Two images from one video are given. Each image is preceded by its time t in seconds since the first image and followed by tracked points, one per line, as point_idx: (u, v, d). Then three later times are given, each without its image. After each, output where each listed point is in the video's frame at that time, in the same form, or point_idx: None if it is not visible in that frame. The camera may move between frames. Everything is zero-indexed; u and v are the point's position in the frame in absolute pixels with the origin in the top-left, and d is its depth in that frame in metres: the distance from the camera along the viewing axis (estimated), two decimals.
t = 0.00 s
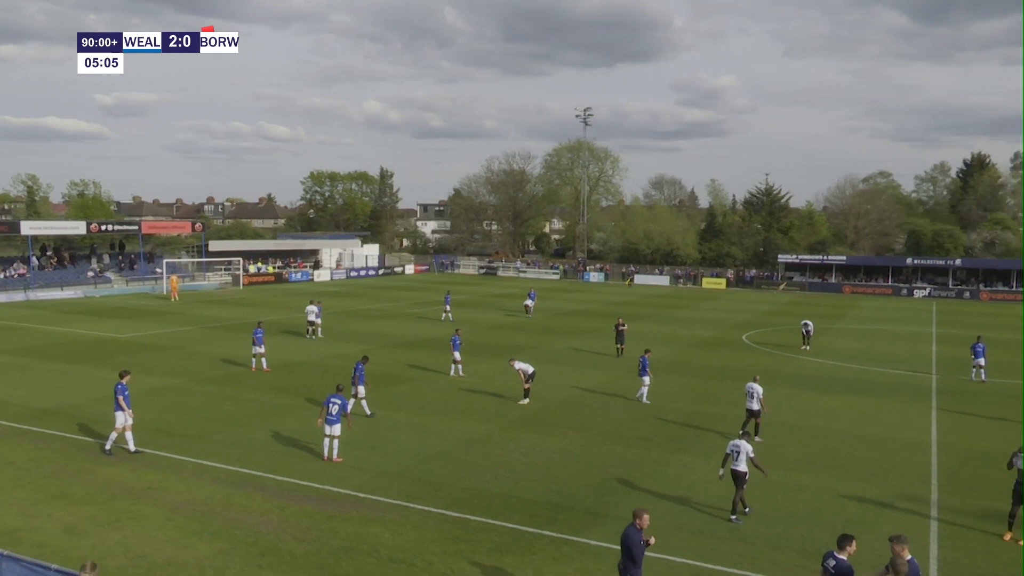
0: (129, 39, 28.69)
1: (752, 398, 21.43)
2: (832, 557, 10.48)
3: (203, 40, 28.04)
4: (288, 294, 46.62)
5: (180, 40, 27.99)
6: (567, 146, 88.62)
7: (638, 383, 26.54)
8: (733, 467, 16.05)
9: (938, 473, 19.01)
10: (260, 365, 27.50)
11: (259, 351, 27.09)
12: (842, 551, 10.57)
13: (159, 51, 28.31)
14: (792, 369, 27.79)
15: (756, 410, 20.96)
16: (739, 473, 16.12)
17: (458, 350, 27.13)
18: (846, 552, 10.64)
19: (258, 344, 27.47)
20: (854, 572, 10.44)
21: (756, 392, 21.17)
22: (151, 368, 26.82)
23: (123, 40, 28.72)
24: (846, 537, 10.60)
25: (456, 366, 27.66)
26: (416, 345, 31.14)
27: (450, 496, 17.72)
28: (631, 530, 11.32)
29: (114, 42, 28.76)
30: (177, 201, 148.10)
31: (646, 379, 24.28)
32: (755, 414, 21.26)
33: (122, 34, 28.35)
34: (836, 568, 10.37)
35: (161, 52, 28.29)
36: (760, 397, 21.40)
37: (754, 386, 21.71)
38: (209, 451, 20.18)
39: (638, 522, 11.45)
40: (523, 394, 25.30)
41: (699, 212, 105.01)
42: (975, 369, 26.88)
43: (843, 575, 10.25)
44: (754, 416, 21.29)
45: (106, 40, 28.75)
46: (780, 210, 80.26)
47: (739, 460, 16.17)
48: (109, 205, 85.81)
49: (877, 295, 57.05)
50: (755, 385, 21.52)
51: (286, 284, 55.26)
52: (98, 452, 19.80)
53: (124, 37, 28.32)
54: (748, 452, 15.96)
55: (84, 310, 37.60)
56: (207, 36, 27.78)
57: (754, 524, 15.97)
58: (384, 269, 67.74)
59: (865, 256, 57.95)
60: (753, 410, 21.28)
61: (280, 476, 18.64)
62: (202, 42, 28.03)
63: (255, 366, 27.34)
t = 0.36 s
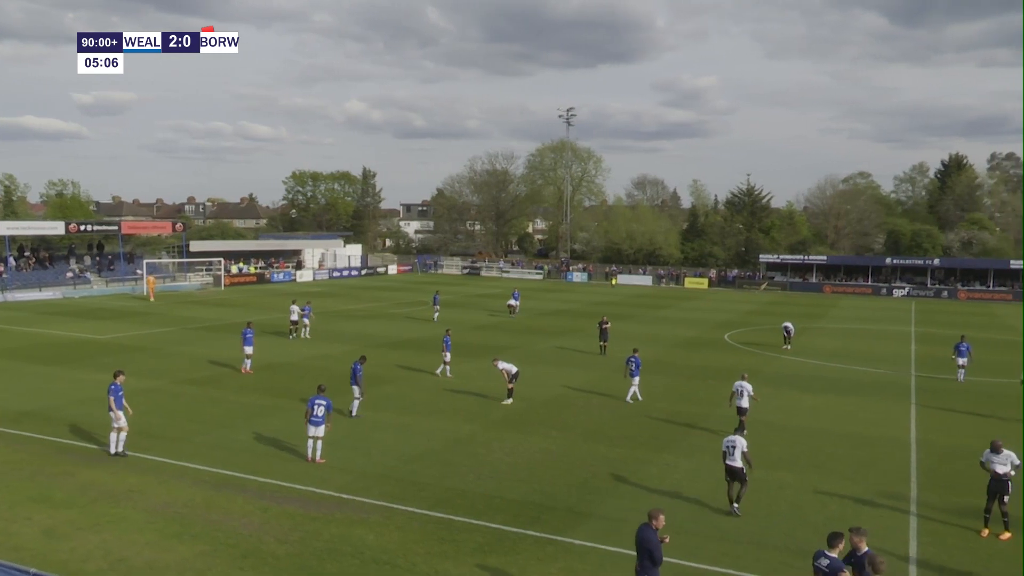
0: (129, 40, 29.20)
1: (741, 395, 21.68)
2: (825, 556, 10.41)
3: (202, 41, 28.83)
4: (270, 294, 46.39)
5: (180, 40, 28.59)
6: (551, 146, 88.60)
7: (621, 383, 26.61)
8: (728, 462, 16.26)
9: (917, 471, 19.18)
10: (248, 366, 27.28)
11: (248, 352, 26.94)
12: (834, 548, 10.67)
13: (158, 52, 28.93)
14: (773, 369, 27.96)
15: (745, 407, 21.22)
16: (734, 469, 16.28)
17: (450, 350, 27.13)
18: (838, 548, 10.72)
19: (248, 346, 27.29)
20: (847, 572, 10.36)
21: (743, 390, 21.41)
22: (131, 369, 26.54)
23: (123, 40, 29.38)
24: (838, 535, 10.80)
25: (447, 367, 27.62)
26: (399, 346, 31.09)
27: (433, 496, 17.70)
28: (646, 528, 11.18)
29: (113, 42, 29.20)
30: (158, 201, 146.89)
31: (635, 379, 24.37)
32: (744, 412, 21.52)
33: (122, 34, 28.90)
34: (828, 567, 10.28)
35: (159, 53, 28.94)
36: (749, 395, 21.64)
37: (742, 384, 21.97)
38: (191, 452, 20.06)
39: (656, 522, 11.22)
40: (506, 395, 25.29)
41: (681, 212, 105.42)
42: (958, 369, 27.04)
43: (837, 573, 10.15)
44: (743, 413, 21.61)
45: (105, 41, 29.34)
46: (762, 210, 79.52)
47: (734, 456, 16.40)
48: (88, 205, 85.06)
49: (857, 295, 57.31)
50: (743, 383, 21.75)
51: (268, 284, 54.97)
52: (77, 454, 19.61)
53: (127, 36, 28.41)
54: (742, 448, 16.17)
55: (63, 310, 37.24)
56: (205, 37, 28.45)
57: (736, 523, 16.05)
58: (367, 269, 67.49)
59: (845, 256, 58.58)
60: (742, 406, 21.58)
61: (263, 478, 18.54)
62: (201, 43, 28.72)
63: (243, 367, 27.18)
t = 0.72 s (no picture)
0: (132, 41, 28.87)
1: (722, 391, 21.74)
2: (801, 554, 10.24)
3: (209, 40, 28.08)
4: (245, 295, 46.02)
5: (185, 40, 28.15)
6: (528, 146, 88.70)
7: (598, 382, 26.68)
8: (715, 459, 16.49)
9: (889, 468, 19.38)
10: (231, 369, 27.03)
11: (230, 355, 26.71)
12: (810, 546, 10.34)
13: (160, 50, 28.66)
14: (749, 368, 28.17)
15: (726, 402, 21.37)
16: (720, 466, 16.47)
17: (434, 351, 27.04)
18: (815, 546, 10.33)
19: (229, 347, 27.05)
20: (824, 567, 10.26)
21: (725, 385, 21.53)
22: (103, 372, 26.18)
23: (123, 40, 28.88)
24: (812, 530, 10.51)
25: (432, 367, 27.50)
26: (377, 346, 30.97)
27: (410, 497, 17.65)
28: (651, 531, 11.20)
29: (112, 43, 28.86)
30: (130, 201, 144.98)
31: (619, 377, 24.39)
32: (726, 407, 21.69)
33: (122, 35, 28.59)
34: (806, 566, 10.20)
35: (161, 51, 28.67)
36: (729, 390, 21.78)
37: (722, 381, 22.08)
38: (164, 454, 19.86)
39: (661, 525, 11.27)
40: (484, 394, 25.27)
41: (657, 212, 105.93)
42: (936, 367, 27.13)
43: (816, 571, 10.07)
44: (725, 408, 21.80)
45: (105, 42, 28.85)
46: (738, 210, 79.40)
47: (721, 452, 16.61)
48: (59, 205, 83.78)
49: (831, 294, 58.17)
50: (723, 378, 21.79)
51: (243, 285, 54.51)
52: (48, 458, 19.31)
53: (125, 37, 28.57)
54: (731, 448, 16.36)
55: (33, 312, 36.68)
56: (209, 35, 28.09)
57: (713, 521, 16.13)
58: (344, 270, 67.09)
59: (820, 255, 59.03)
60: (722, 403, 21.74)
61: (238, 480, 18.36)
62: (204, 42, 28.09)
63: (224, 369, 26.93)
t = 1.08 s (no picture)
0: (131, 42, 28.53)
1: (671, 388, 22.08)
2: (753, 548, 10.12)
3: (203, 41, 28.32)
4: (182, 297, 44.97)
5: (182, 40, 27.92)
6: (473, 146, 89.67)
7: (545, 381, 26.88)
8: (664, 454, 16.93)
9: (824, 460, 19.95)
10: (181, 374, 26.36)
11: (180, 359, 26.12)
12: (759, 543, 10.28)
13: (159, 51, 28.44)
14: (691, 365, 28.72)
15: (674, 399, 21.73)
16: (666, 461, 16.82)
17: (387, 352, 26.86)
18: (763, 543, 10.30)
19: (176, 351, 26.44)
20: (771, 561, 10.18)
21: (674, 382, 21.82)
22: (35, 378, 25.27)
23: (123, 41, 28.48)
24: (764, 529, 10.28)
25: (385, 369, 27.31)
26: (322, 348, 30.63)
27: (355, 500, 17.50)
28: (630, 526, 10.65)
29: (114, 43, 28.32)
30: (61, 201, 139.83)
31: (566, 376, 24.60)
32: (673, 403, 22.09)
33: (124, 35, 28.21)
34: (757, 562, 10.02)
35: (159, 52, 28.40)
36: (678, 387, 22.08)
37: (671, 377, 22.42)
38: (99, 463, 19.27)
39: (636, 516, 10.72)
40: (431, 395, 25.23)
41: (602, 211, 107.09)
42: (873, 364, 27.74)
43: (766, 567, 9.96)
44: (671, 405, 22.18)
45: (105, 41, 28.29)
46: (680, 210, 80.58)
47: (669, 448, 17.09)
48: None
49: (769, 292, 59.52)
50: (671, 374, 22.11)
51: (181, 286, 53.25)
52: None
53: (123, 36, 28.37)
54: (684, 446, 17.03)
55: None
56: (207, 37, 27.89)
57: (657, 517, 16.38)
58: (287, 271, 66.08)
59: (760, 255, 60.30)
60: (670, 399, 22.08)
61: (179, 487, 17.96)
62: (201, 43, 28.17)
63: (170, 373, 26.31)
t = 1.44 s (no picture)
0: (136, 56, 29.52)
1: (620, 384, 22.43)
2: (724, 548, 10.05)
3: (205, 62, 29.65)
4: (117, 300, 43.77)
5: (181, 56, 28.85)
6: (418, 146, 91.35)
7: (492, 381, 26.93)
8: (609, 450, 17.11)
9: (765, 453, 20.39)
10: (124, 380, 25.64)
11: (126, 364, 25.45)
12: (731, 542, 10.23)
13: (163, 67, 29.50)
14: (636, 363, 29.13)
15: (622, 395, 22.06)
16: (612, 457, 16.99)
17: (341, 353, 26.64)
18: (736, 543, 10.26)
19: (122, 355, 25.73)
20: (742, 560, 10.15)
21: (623, 378, 22.16)
22: None
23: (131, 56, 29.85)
24: (737, 530, 10.22)
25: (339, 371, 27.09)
26: (266, 350, 30.16)
27: (301, 504, 17.25)
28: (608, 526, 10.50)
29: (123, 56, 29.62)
30: None
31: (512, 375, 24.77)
32: (621, 399, 22.43)
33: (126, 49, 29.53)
34: (728, 560, 9.93)
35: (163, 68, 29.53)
36: (627, 383, 22.41)
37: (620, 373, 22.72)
38: (28, 471, 18.59)
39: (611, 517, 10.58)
40: (378, 396, 25.06)
41: (547, 211, 107.90)
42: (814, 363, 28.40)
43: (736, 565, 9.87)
44: (620, 401, 22.49)
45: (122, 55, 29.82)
46: (624, 210, 82.79)
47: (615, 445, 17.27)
48: None
49: (711, 291, 60.58)
50: (621, 370, 22.42)
51: (116, 288, 51.80)
52: None
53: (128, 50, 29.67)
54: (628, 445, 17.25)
55: None
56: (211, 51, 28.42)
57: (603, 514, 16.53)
58: (228, 271, 64.92)
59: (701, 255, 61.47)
60: (619, 394, 22.41)
61: (116, 496, 17.43)
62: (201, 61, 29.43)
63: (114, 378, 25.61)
